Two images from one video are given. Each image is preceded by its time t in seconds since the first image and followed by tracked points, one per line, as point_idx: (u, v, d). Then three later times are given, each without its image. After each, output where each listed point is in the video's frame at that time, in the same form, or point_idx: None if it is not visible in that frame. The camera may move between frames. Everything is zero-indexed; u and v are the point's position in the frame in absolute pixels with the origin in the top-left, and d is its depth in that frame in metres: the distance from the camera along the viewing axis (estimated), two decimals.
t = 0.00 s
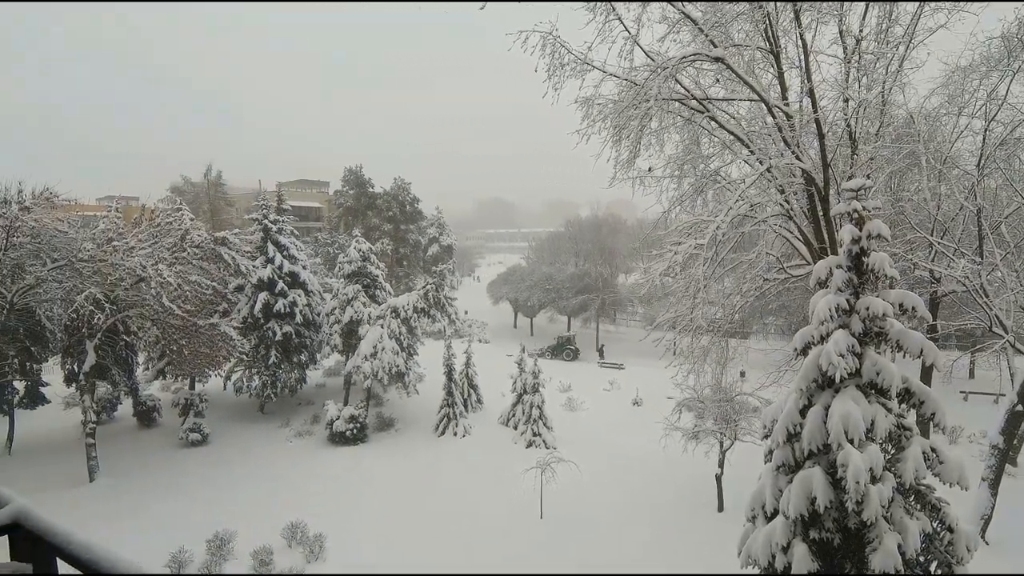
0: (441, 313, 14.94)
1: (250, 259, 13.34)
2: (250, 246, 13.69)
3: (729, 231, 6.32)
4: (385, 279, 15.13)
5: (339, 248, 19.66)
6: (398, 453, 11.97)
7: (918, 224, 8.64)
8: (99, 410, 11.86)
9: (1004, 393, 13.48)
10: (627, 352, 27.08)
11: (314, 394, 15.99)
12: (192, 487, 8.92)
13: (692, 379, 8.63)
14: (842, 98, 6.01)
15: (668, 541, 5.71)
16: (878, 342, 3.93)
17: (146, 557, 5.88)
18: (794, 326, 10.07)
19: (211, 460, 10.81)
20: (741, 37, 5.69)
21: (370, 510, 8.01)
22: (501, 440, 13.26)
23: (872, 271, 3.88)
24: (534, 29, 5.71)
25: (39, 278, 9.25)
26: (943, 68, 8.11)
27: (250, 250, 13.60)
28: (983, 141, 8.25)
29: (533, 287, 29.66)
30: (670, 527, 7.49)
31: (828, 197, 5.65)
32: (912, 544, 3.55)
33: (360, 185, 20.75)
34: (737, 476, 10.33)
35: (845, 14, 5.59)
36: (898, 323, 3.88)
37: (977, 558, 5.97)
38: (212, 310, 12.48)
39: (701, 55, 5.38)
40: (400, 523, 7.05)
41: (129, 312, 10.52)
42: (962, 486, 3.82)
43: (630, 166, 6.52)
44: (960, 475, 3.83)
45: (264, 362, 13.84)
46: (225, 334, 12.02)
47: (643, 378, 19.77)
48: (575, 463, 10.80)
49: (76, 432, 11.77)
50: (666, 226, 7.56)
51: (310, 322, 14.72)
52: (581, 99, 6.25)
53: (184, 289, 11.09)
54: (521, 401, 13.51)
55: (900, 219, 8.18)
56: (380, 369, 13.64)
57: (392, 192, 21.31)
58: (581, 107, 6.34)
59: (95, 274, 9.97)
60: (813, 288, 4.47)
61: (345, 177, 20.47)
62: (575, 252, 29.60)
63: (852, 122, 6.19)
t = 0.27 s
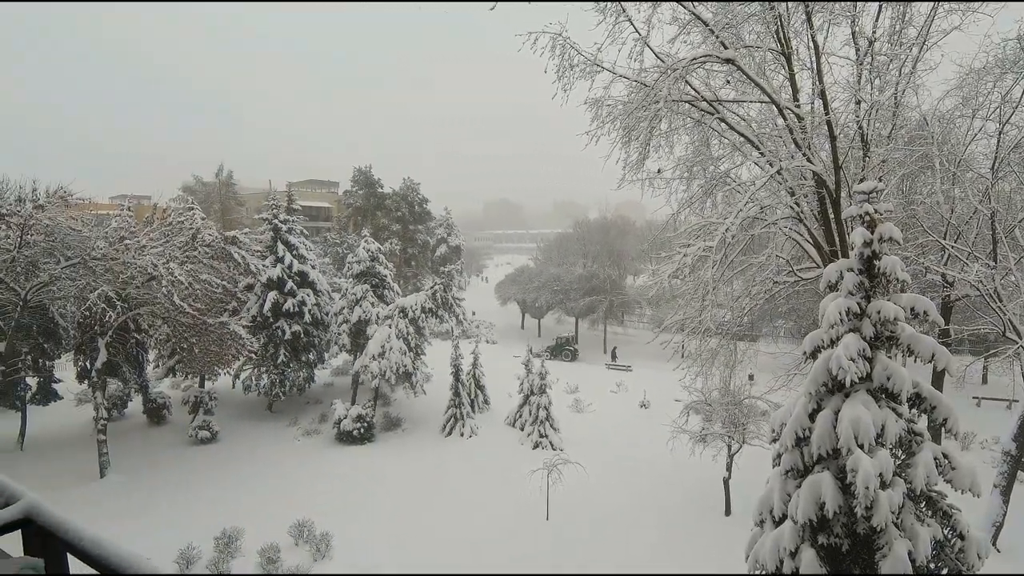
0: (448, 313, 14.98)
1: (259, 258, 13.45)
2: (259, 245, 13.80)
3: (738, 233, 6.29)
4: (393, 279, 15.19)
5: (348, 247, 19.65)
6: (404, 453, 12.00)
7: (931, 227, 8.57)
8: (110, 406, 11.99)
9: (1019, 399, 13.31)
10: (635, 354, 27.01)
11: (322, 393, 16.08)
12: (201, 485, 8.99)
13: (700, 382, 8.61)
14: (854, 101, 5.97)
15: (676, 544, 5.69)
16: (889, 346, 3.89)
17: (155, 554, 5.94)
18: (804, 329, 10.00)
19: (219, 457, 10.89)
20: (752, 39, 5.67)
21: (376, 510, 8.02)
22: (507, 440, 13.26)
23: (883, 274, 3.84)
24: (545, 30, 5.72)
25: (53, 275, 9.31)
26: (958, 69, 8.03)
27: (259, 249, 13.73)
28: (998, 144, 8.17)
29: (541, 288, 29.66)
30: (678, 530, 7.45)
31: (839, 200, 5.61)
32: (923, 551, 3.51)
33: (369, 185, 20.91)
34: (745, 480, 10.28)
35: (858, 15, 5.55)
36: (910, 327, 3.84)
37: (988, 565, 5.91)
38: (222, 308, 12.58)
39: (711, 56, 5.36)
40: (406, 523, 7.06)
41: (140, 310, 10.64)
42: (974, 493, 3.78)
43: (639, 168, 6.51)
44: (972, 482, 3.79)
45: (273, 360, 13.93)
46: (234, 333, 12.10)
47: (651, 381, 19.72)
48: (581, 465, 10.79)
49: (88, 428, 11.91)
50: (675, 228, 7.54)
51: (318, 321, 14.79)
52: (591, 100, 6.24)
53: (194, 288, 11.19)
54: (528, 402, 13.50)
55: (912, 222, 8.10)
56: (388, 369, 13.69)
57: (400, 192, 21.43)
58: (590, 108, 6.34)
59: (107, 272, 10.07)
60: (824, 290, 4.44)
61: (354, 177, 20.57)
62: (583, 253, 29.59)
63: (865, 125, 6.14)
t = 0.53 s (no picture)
0: (452, 314, 15.01)
1: (263, 258, 13.50)
2: (264, 245, 13.85)
3: (743, 235, 6.28)
4: (397, 280, 15.22)
5: (353, 247, 19.73)
6: (407, 453, 12.02)
7: (936, 230, 8.54)
8: (114, 405, 12.05)
9: None
10: (638, 356, 27.00)
11: (325, 393, 16.12)
12: (205, 483, 9.03)
13: (704, 384, 8.61)
14: (860, 103, 5.96)
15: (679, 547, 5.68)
16: (894, 349, 3.88)
17: (159, 553, 5.96)
18: (808, 332, 9.97)
19: (222, 456, 10.93)
20: (758, 40, 5.67)
21: (379, 510, 8.02)
22: (510, 442, 13.25)
23: (888, 277, 3.83)
24: (550, 32, 5.74)
25: (59, 275, 9.35)
26: (964, 72, 8.02)
27: (264, 249, 13.78)
28: (1004, 147, 8.14)
29: (544, 289, 29.68)
30: (681, 533, 7.44)
31: (844, 202, 5.60)
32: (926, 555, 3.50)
33: (374, 186, 21.00)
34: (748, 483, 10.26)
35: (864, 17, 5.54)
36: (915, 330, 3.82)
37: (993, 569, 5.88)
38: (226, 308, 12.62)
39: (716, 58, 5.36)
40: (409, 523, 7.06)
41: (145, 309, 10.70)
42: (978, 497, 3.76)
43: (643, 169, 6.51)
44: (977, 486, 3.77)
45: (277, 360, 13.96)
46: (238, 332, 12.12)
47: (654, 383, 19.71)
48: (584, 466, 10.79)
49: (92, 427, 11.96)
50: (679, 230, 7.53)
51: (321, 321, 14.82)
52: (595, 101, 6.24)
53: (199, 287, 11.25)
54: (531, 403, 13.49)
55: (918, 225, 8.08)
56: (391, 369, 13.69)
57: (404, 193, 21.47)
58: (595, 109, 6.34)
59: (112, 272, 10.11)
60: (828, 293, 4.43)
61: (358, 178, 20.63)
62: (586, 254, 29.60)
63: (870, 127, 6.13)
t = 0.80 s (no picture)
0: (452, 315, 15.01)
1: (264, 259, 13.50)
2: (264, 246, 13.85)
3: (743, 238, 6.28)
4: (397, 281, 15.23)
5: (353, 248, 19.76)
6: (406, 455, 12.00)
7: (937, 233, 8.55)
8: (114, 405, 12.04)
9: None
10: (637, 358, 27.00)
11: (325, 394, 16.11)
12: (204, 484, 9.04)
13: (703, 387, 8.61)
14: (860, 105, 5.96)
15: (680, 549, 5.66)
16: (894, 352, 3.88)
17: (158, 553, 5.95)
18: (808, 335, 9.97)
19: (222, 457, 10.91)
20: (758, 43, 5.68)
21: (378, 511, 8.01)
22: (510, 443, 13.23)
23: (888, 280, 3.84)
24: (551, 34, 5.75)
25: (59, 275, 9.37)
26: (965, 75, 8.02)
27: (263, 250, 13.79)
28: (1004, 150, 8.15)
29: (544, 291, 29.69)
30: (681, 536, 7.43)
31: (844, 204, 5.61)
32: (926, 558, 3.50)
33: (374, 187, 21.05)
34: (747, 486, 10.24)
35: (864, 20, 5.55)
36: (916, 332, 3.82)
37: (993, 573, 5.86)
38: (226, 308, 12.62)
39: (716, 61, 5.38)
40: (409, 524, 7.05)
41: (145, 310, 10.70)
42: (978, 500, 3.75)
43: (643, 171, 6.51)
44: (977, 489, 3.76)
45: (277, 361, 13.94)
46: (238, 333, 12.12)
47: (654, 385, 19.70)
48: (583, 469, 10.78)
49: (92, 427, 11.95)
50: (679, 232, 7.52)
51: (321, 323, 14.80)
52: (595, 103, 6.25)
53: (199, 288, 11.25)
54: (530, 404, 13.47)
55: (918, 228, 8.08)
56: (391, 370, 13.64)
57: (405, 194, 21.51)
58: (595, 111, 6.35)
59: (112, 272, 10.11)
60: (828, 295, 4.43)
61: (359, 180, 20.66)
62: (586, 256, 29.62)
63: (870, 129, 6.14)
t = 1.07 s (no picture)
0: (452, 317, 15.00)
1: (264, 261, 13.50)
2: (265, 247, 13.86)
3: (744, 240, 6.27)
4: (398, 282, 15.24)
5: (354, 250, 19.80)
6: (406, 456, 11.99)
7: (938, 235, 8.54)
8: (115, 406, 12.03)
9: None
10: (637, 360, 27.01)
11: (325, 395, 16.10)
12: (205, 485, 9.03)
13: (704, 390, 8.60)
14: (862, 107, 5.96)
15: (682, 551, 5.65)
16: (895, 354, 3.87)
17: (157, 554, 5.93)
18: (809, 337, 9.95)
19: (221, 458, 10.90)
20: (760, 45, 5.67)
21: (379, 513, 7.98)
22: (510, 445, 13.20)
23: (890, 283, 3.83)
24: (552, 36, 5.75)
25: (60, 275, 9.39)
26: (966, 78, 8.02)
27: (264, 251, 13.80)
28: (1006, 153, 8.14)
29: (544, 292, 29.71)
30: (682, 538, 7.41)
31: (845, 207, 5.61)
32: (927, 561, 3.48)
33: (375, 189, 21.11)
34: (748, 488, 10.22)
35: (865, 23, 5.55)
36: (916, 335, 3.82)
37: None
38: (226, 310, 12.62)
39: (718, 63, 5.37)
40: (410, 526, 7.03)
41: (145, 310, 10.70)
42: (979, 503, 3.74)
43: (644, 173, 6.50)
44: (978, 492, 3.75)
45: (277, 362, 13.91)
46: (239, 334, 12.11)
47: (654, 387, 19.70)
48: (584, 471, 10.76)
49: (92, 427, 11.94)
50: (680, 234, 7.51)
51: (322, 324, 14.78)
52: (596, 105, 6.25)
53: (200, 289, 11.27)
54: (531, 406, 13.45)
55: (919, 230, 8.07)
56: (391, 372, 13.57)
57: (406, 196, 21.54)
58: (596, 113, 6.35)
59: (113, 272, 10.13)
60: (829, 298, 4.43)
61: (360, 181, 20.69)
62: (587, 258, 29.65)
63: (871, 131, 6.13)
